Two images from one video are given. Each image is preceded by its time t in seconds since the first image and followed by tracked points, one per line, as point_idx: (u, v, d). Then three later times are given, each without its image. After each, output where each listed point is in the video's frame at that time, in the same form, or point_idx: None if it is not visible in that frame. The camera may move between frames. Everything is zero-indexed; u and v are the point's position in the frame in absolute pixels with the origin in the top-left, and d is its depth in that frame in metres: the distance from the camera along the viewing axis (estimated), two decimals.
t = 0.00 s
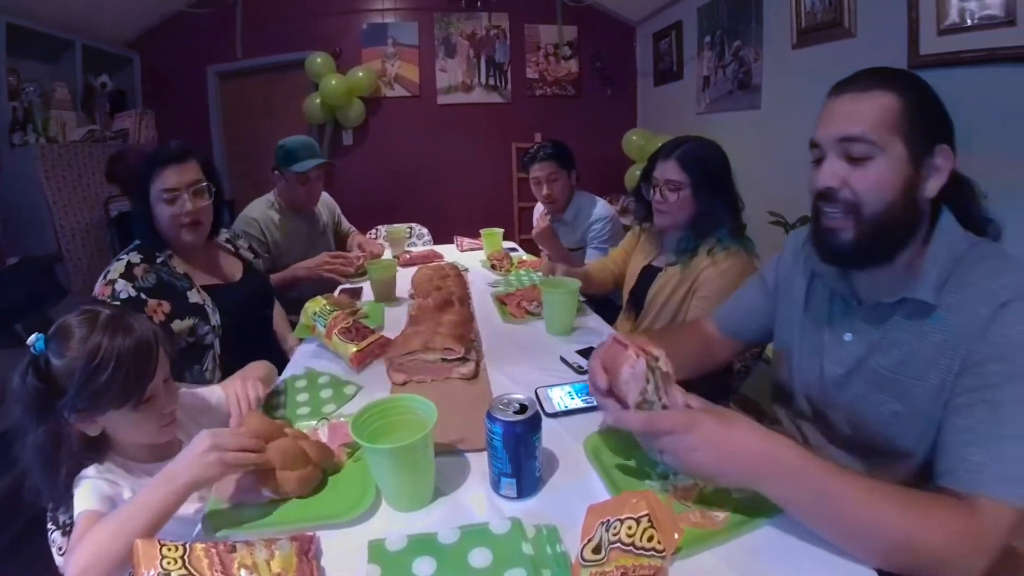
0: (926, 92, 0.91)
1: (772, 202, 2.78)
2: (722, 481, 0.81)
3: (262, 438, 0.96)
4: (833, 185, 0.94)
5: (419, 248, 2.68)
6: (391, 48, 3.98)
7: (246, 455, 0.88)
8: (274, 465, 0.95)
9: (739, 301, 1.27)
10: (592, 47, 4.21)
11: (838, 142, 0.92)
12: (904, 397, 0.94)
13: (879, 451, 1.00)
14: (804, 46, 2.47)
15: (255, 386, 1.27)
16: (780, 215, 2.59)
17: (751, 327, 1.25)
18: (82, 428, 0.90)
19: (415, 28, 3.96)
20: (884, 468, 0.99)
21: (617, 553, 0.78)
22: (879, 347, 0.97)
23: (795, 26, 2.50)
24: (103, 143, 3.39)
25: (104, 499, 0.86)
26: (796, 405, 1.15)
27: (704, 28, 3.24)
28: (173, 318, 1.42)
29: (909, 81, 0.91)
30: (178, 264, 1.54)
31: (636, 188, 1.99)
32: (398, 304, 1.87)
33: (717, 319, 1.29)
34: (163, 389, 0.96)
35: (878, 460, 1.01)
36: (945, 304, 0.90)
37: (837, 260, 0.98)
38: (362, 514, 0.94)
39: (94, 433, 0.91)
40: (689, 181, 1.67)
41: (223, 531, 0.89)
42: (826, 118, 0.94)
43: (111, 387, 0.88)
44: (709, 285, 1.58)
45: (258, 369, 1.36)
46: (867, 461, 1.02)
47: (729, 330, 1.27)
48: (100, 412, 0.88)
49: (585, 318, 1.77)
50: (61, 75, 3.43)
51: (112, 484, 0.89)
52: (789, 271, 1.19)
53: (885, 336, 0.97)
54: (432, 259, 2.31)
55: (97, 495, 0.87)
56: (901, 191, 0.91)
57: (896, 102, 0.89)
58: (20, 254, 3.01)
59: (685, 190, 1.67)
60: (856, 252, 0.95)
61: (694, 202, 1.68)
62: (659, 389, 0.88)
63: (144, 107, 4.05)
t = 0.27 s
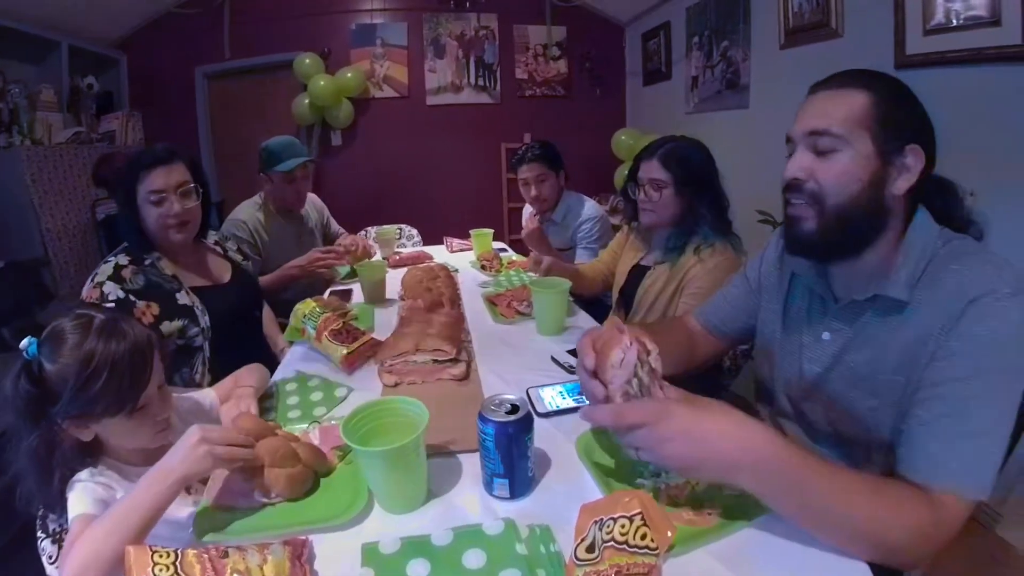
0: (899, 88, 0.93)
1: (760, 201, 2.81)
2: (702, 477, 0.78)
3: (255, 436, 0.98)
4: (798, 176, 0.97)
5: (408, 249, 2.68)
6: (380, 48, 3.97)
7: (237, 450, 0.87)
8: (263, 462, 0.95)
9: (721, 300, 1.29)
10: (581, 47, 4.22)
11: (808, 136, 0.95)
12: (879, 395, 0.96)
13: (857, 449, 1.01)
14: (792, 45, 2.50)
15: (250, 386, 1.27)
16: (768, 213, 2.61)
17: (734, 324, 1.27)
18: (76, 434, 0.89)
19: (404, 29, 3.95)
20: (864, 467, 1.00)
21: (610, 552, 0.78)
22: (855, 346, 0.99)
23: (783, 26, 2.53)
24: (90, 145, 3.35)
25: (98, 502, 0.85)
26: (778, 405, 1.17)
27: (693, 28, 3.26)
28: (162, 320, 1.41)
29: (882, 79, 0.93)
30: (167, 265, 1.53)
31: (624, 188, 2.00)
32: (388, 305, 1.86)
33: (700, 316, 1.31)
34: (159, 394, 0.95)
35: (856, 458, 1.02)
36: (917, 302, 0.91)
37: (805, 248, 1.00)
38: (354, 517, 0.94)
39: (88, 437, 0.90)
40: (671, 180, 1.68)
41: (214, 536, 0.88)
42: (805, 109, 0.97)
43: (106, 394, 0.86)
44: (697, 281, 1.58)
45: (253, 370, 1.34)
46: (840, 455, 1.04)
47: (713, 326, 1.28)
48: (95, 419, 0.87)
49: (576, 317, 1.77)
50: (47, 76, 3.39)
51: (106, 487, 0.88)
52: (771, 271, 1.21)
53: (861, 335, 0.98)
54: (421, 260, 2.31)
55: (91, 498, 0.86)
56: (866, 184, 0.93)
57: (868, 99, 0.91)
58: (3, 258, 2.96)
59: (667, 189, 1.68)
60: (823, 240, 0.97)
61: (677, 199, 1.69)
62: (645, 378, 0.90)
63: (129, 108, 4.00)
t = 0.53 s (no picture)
0: (887, 96, 0.92)
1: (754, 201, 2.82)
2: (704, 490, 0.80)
3: (244, 439, 0.97)
4: (773, 176, 0.97)
5: (404, 250, 2.67)
6: (376, 49, 3.96)
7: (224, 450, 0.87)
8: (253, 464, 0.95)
9: (711, 307, 1.27)
10: (576, 48, 4.23)
11: (787, 138, 0.96)
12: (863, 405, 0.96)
13: (847, 456, 1.02)
14: (786, 46, 2.51)
15: (243, 388, 1.26)
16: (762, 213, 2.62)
17: (724, 331, 1.26)
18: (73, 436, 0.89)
19: (399, 30, 3.95)
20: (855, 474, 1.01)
21: (606, 552, 0.78)
22: (839, 355, 0.99)
23: (778, 27, 2.54)
24: (84, 146, 3.33)
25: (94, 505, 0.85)
26: (770, 411, 1.17)
27: (687, 29, 3.27)
28: (158, 322, 1.40)
29: (869, 88, 0.93)
30: (163, 267, 1.52)
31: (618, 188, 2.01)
32: (384, 306, 1.86)
33: (690, 323, 1.29)
34: (156, 397, 0.95)
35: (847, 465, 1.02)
36: (894, 310, 0.91)
37: (777, 252, 1.01)
38: (350, 519, 0.93)
39: (84, 439, 0.90)
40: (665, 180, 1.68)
41: (210, 539, 0.87)
42: (790, 112, 0.97)
43: (105, 397, 0.86)
44: (692, 281, 1.58)
45: (250, 373, 1.33)
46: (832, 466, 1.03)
47: (703, 334, 1.27)
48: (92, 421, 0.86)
49: (571, 318, 1.77)
50: (40, 76, 3.37)
51: (103, 491, 0.88)
52: (758, 277, 1.20)
53: (845, 344, 0.98)
54: (417, 261, 2.31)
55: (86, 503, 0.85)
56: (839, 190, 0.93)
57: (853, 107, 0.91)
58: None
59: (659, 189, 1.69)
60: (791, 241, 0.98)
61: (670, 200, 1.69)
62: (658, 381, 0.91)
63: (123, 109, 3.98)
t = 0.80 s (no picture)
0: (873, 108, 0.91)
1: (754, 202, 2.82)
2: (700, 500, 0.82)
3: (238, 440, 0.97)
4: (757, 192, 0.97)
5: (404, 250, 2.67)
6: (376, 49, 3.96)
7: (218, 448, 0.87)
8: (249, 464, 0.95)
9: (706, 311, 1.26)
10: (577, 48, 4.23)
11: (770, 153, 0.95)
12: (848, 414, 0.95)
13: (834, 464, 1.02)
14: (786, 47, 2.51)
15: (239, 387, 1.26)
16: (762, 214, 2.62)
17: (718, 336, 1.24)
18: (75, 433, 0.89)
19: (400, 30, 3.95)
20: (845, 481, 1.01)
21: (606, 553, 0.78)
22: (827, 363, 0.98)
23: (778, 29, 2.54)
24: (84, 145, 3.33)
25: (93, 505, 0.85)
26: (759, 418, 1.17)
27: (688, 30, 3.27)
28: (157, 321, 1.40)
29: (853, 101, 0.91)
30: (163, 266, 1.52)
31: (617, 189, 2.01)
32: (383, 306, 1.86)
33: (685, 327, 1.28)
34: (156, 396, 0.95)
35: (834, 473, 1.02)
36: (879, 321, 0.91)
37: (761, 266, 1.00)
38: (349, 519, 0.93)
39: (84, 437, 0.90)
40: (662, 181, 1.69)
41: (207, 539, 0.87)
42: (776, 126, 0.96)
43: (106, 395, 0.86)
44: (692, 282, 1.58)
45: (247, 371, 1.32)
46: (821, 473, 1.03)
47: (699, 338, 1.26)
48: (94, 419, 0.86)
49: (571, 319, 1.77)
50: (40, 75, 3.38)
51: (102, 491, 0.88)
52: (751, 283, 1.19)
53: (832, 353, 0.98)
54: (416, 261, 2.31)
55: (87, 503, 0.85)
56: (821, 205, 0.91)
57: (836, 123, 0.90)
58: None
59: (654, 189, 1.69)
60: (773, 255, 0.97)
61: (666, 201, 1.69)
62: (655, 393, 0.89)
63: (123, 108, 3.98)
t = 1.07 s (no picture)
0: (867, 120, 0.91)
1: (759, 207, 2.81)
2: (704, 505, 0.82)
3: (237, 440, 0.97)
4: (750, 208, 0.96)
5: (408, 252, 2.68)
6: (381, 51, 3.98)
7: (216, 448, 0.87)
8: (248, 465, 0.95)
9: (706, 316, 1.25)
10: (582, 52, 4.24)
11: (761, 169, 0.95)
12: (844, 425, 0.95)
13: (831, 475, 1.01)
14: (791, 53, 2.51)
15: (243, 387, 1.26)
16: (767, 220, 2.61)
17: (719, 342, 1.24)
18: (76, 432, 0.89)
19: (405, 33, 3.97)
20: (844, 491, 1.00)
21: (606, 558, 0.78)
22: (824, 372, 0.98)
23: (782, 34, 2.54)
24: (90, 143, 3.35)
25: (93, 502, 0.85)
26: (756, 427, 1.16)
27: (693, 35, 3.28)
28: (160, 319, 1.40)
29: (845, 114, 0.91)
30: (167, 265, 1.52)
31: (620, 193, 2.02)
32: (386, 308, 1.86)
33: (686, 332, 1.28)
34: (158, 394, 0.95)
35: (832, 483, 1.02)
36: (876, 332, 0.90)
37: (757, 280, 1.00)
38: (349, 520, 0.93)
39: (85, 434, 0.90)
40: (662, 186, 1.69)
41: (207, 538, 0.87)
42: (766, 140, 0.96)
43: (109, 391, 0.86)
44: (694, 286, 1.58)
45: (249, 371, 1.32)
46: (820, 484, 1.02)
47: (700, 343, 1.25)
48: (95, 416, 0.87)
49: (573, 322, 1.77)
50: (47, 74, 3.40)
51: (103, 488, 0.88)
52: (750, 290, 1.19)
53: (828, 362, 0.97)
54: (420, 264, 2.31)
55: (87, 499, 0.85)
56: (812, 221, 0.91)
57: (825, 136, 0.89)
58: None
59: (654, 193, 1.70)
60: (768, 270, 0.97)
61: (665, 206, 1.70)
62: (660, 396, 0.90)
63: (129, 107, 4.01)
